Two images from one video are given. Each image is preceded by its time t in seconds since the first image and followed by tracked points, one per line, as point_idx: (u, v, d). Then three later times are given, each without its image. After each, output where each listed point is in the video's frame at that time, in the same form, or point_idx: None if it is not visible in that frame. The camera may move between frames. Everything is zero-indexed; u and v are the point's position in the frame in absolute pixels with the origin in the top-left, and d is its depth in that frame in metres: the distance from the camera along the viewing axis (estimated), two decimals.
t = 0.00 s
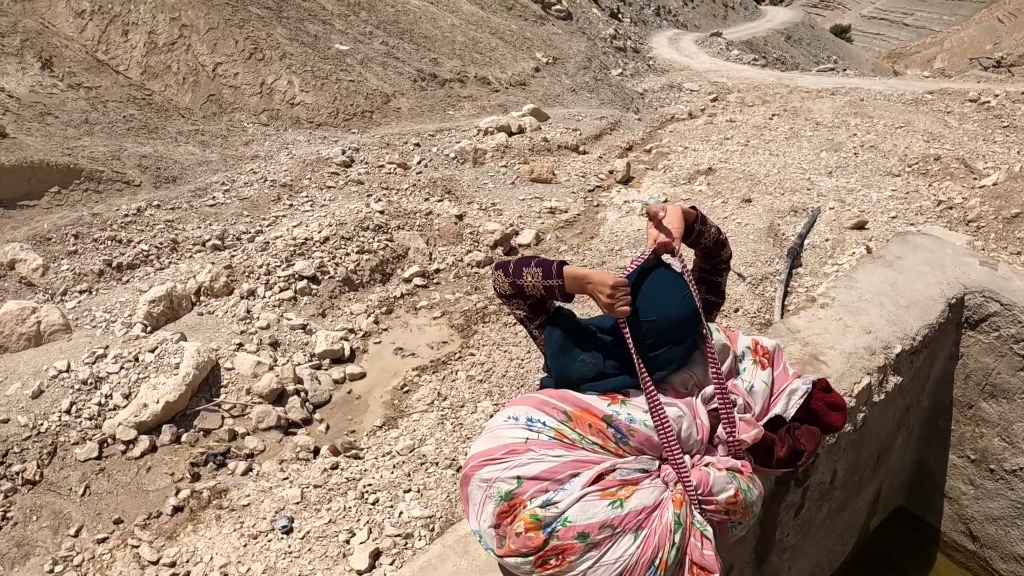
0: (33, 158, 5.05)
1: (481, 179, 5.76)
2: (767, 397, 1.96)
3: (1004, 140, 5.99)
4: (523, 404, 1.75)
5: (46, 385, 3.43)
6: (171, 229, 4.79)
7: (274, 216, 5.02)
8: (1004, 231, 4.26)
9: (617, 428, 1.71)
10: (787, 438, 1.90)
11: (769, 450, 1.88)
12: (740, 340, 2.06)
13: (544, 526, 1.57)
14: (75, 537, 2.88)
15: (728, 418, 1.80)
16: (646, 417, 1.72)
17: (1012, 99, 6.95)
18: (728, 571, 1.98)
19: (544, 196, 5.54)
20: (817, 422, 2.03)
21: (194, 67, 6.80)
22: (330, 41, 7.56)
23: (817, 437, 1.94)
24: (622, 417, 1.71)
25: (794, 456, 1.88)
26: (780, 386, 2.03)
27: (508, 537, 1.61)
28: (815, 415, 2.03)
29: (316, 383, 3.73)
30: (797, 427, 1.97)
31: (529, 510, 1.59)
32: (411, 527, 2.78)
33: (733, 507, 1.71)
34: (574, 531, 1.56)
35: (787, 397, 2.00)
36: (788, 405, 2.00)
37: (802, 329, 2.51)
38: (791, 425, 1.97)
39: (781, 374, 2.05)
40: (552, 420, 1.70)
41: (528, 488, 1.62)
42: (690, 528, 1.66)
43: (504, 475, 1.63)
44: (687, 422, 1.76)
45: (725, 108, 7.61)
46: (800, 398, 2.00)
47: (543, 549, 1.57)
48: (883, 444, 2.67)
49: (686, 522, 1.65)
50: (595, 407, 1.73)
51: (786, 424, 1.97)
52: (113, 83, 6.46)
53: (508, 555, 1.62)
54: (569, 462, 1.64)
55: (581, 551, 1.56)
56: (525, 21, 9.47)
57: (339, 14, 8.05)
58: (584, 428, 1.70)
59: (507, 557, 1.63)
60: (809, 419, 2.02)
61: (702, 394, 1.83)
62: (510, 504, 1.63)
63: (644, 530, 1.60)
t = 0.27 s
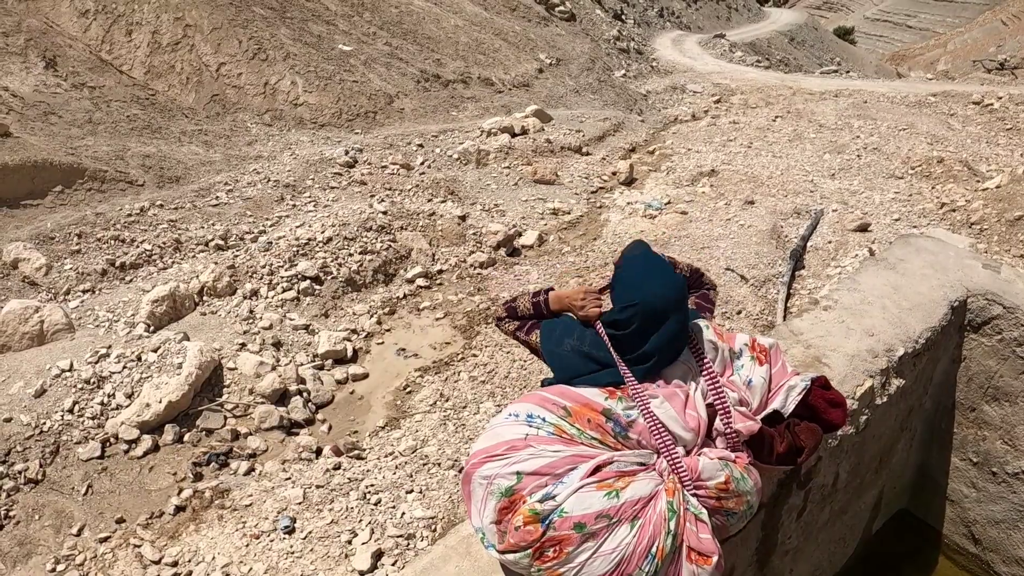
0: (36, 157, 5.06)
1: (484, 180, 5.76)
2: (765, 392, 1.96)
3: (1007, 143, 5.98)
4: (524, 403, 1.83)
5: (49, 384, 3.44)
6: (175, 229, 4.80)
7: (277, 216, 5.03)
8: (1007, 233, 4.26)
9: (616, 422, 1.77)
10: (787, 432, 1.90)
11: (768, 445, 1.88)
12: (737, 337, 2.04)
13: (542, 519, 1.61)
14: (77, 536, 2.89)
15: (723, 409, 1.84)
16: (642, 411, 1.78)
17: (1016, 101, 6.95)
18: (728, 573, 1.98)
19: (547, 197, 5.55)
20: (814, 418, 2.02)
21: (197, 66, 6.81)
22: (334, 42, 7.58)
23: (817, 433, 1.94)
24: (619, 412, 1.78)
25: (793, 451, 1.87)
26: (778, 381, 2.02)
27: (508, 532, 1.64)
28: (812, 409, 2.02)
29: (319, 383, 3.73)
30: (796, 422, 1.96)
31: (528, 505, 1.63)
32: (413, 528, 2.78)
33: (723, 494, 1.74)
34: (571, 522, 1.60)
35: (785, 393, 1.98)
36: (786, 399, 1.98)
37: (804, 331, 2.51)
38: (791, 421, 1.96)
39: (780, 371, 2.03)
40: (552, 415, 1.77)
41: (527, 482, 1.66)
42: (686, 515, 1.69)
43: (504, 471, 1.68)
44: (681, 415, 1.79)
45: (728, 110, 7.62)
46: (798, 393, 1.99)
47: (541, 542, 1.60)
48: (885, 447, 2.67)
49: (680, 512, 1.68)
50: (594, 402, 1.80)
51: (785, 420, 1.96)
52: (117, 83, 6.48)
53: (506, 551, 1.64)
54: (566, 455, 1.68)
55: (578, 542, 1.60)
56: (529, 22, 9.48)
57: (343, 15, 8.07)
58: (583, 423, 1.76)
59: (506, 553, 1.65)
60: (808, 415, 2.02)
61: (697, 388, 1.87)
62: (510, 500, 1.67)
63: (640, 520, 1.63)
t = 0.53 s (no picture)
0: (39, 156, 5.06)
1: (487, 181, 5.77)
2: (749, 369, 1.93)
3: (1011, 145, 5.98)
4: (514, 396, 1.86)
5: (51, 382, 3.45)
6: (178, 228, 4.82)
7: (280, 216, 5.04)
8: (1010, 236, 4.25)
9: (602, 402, 1.81)
10: (774, 407, 1.84)
11: (755, 420, 1.83)
12: (720, 322, 2.07)
13: (530, 498, 1.64)
14: (79, 534, 2.89)
15: (705, 383, 1.83)
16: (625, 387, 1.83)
17: (1020, 103, 6.94)
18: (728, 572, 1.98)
19: (549, 198, 5.55)
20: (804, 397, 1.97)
21: (201, 66, 6.82)
22: (337, 42, 7.59)
23: (807, 411, 1.88)
24: (604, 392, 1.83)
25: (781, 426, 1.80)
26: (763, 359, 1.99)
27: (499, 516, 1.66)
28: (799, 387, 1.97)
29: (321, 383, 3.74)
30: (784, 400, 1.91)
31: (517, 487, 1.66)
32: (414, 528, 2.79)
33: (708, 464, 1.74)
34: (557, 498, 1.62)
35: (770, 369, 1.95)
36: (772, 376, 1.94)
37: (806, 332, 2.52)
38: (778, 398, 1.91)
39: (765, 350, 2.01)
40: (540, 403, 1.80)
41: (515, 466, 1.69)
42: (671, 485, 1.71)
43: (494, 459, 1.70)
44: (661, 389, 1.80)
45: (732, 111, 7.62)
46: (783, 369, 1.95)
47: (530, 520, 1.63)
48: (887, 448, 2.67)
49: (666, 483, 1.69)
50: (578, 387, 1.84)
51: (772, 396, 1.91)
52: (121, 83, 6.49)
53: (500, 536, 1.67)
54: (552, 436, 1.71)
55: (565, 518, 1.62)
56: (532, 24, 9.49)
57: (347, 15, 8.08)
58: (570, 406, 1.79)
59: (499, 538, 1.68)
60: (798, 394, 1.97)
61: (678, 364, 1.87)
62: (501, 487, 1.68)
63: (625, 492, 1.65)
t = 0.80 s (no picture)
0: (43, 156, 5.07)
1: (490, 182, 5.78)
2: (731, 344, 1.92)
3: (1014, 147, 5.97)
4: (505, 396, 1.91)
5: (54, 381, 3.46)
6: (181, 228, 4.83)
7: (283, 216, 5.06)
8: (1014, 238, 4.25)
9: (587, 386, 1.85)
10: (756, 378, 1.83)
11: (739, 390, 1.81)
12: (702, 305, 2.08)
13: (517, 479, 1.68)
14: (82, 533, 2.90)
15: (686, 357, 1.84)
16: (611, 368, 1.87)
17: None
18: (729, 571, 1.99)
19: (552, 199, 5.56)
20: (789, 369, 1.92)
21: (205, 67, 6.84)
22: (341, 43, 7.61)
23: (792, 380, 1.85)
24: (591, 377, 1.87)
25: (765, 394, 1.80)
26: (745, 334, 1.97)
27: (490, 502, 1.70)
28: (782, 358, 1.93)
29: (324, 383, 3.75)
30: (768, 371, 1.89)
31: (504, 470, 1.70)
32: (417, 528, 2.79)
33: (693, 436, 1.73)
34: (543, 476, 1.67)
35: (751, 341, 1.93)
36: (754, 347, 1.91)
37: (809, 334, 2.52)
38: (761, 369, 1.88)
39: (747, 327, 1.99)
40: (528, 396, 1.86)
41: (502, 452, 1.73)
42: (658, 459, 1.74)
43: (484, 450, 1.75)
44: (644, 367, 1.83)
45: (735, 113, 7.62)
46: (765, 340, 1.93)
47: (518, 501, 1.67)
48: (890, 450, 2.67)
49: (651, 458, 1.73)
50: (564, 377, 1.89)
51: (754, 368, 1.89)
52: (125, 83, 6.51)
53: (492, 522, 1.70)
54: (538, 422, 1.77)
55: (552, 495, 1.66)
56: (536, 25, 9.50)
57: (350, 16, 8.09)
58: (556, 396, 1.85)
59: (491, 526, 1.70)
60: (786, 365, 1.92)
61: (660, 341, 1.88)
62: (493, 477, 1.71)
63: (610, 466, 1.70)
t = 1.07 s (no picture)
0: (46, 155, 5.08)
1: (492, 183, 5.78)
2: (736, 348, 1.93)
3: (1018, 150, 5.97)
4: (509, 396, 1.90)
5: (56, 381, 3.47)
6: (184, 228, 4.84)
7: (285, 217, 5.06)
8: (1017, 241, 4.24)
9: (593, 392, 1.84)
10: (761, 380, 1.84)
11: (744, 394, 1.81)
12: (707, 308, 2.08)
13: (524, 489, 1.69)
14: (83, 532, 2.90)
15: (693, 364, 1.85)
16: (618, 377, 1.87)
17: None
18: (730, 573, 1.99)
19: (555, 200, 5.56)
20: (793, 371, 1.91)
21: (208, 66, 6.85)
22: (344, 43, 7.62)
23: (797, 382, 1.85)
24: (597, 383, 1.86)
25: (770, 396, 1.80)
26: (749, 338, 1.98)
27: (496, 509, 1.71)
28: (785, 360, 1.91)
29: (326, 383, 3.75)
30: (772, 373, 1.89)
31: (511, 479, 1.70)
32: (418, 529, 2.79)
33: (704, 451, 1.76)
34: (551, 488, 1.67)
35: (755, 345, 1.93)
36: (758, 350, 1.91)
37: (811, 336, 2.52)
38: (766, 372, 1.89)
39: (750, 330, 2.00)
40: (533, 399, 1.84)
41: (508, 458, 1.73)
42: (669, 475, 1.75)
43: (488, 455, 1.74)
44: (652, 375, 1.83)
45: (738, 115, 7.62)
46: (768, 342, 1.92)
47: (525, 511, 1.68)
48: (891, 453, 2.67)
49: (662, 472, 1.74)
50: (570, 381, 1.88)
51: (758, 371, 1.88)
52: (128, 82, 6.52)
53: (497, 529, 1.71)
54: (546, 429, 1.75)
55: (560, 508, 1.67)
56: (539, 26, 9.51)
57: (354, 16, 8.10)
58: (562, 400, 1.84)
59: (496, 532, 1.72)
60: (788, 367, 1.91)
61: (666, 348, 1.89)
62: (497, 481, 1.71)
63: (619, 480, 1.70)
